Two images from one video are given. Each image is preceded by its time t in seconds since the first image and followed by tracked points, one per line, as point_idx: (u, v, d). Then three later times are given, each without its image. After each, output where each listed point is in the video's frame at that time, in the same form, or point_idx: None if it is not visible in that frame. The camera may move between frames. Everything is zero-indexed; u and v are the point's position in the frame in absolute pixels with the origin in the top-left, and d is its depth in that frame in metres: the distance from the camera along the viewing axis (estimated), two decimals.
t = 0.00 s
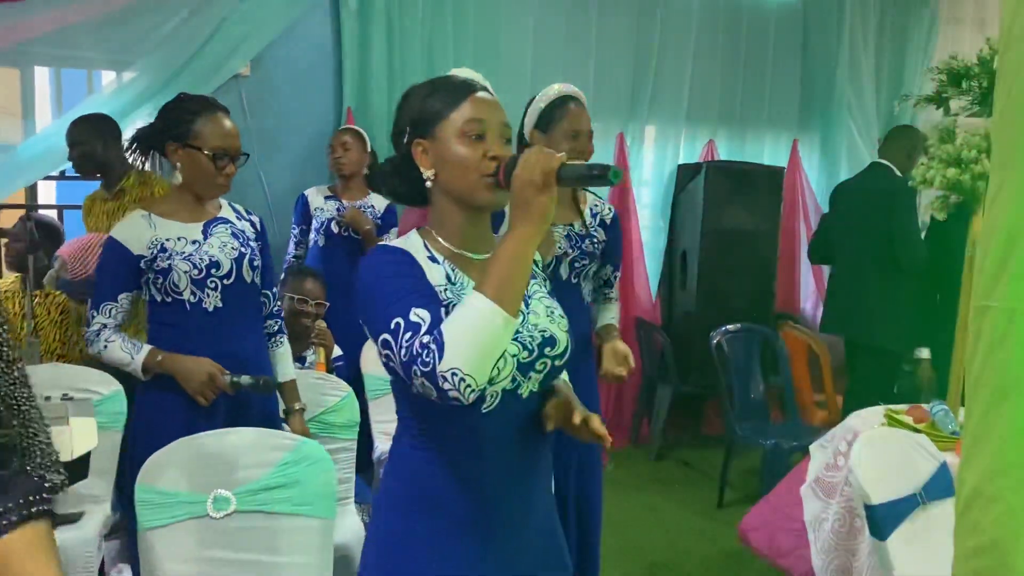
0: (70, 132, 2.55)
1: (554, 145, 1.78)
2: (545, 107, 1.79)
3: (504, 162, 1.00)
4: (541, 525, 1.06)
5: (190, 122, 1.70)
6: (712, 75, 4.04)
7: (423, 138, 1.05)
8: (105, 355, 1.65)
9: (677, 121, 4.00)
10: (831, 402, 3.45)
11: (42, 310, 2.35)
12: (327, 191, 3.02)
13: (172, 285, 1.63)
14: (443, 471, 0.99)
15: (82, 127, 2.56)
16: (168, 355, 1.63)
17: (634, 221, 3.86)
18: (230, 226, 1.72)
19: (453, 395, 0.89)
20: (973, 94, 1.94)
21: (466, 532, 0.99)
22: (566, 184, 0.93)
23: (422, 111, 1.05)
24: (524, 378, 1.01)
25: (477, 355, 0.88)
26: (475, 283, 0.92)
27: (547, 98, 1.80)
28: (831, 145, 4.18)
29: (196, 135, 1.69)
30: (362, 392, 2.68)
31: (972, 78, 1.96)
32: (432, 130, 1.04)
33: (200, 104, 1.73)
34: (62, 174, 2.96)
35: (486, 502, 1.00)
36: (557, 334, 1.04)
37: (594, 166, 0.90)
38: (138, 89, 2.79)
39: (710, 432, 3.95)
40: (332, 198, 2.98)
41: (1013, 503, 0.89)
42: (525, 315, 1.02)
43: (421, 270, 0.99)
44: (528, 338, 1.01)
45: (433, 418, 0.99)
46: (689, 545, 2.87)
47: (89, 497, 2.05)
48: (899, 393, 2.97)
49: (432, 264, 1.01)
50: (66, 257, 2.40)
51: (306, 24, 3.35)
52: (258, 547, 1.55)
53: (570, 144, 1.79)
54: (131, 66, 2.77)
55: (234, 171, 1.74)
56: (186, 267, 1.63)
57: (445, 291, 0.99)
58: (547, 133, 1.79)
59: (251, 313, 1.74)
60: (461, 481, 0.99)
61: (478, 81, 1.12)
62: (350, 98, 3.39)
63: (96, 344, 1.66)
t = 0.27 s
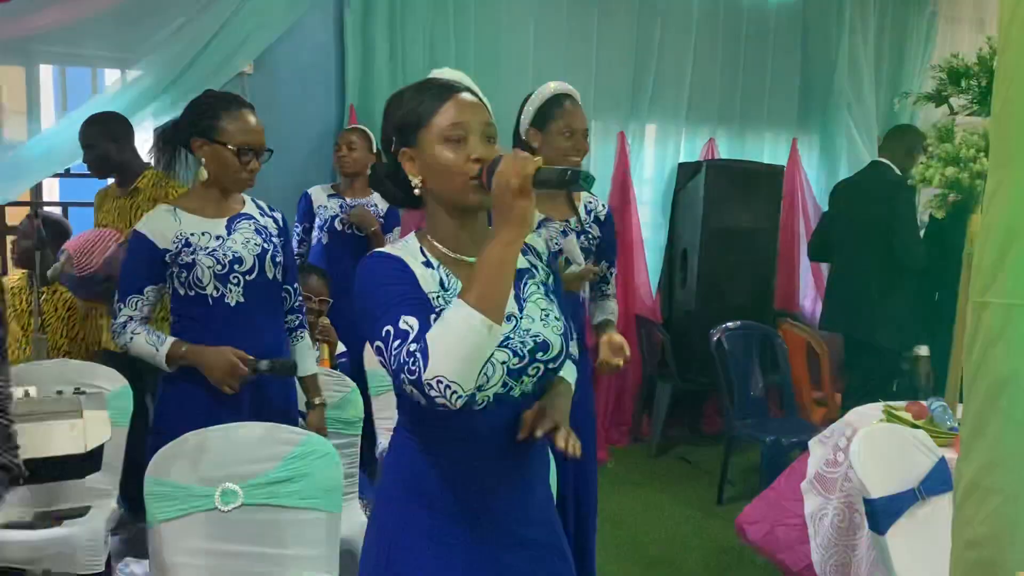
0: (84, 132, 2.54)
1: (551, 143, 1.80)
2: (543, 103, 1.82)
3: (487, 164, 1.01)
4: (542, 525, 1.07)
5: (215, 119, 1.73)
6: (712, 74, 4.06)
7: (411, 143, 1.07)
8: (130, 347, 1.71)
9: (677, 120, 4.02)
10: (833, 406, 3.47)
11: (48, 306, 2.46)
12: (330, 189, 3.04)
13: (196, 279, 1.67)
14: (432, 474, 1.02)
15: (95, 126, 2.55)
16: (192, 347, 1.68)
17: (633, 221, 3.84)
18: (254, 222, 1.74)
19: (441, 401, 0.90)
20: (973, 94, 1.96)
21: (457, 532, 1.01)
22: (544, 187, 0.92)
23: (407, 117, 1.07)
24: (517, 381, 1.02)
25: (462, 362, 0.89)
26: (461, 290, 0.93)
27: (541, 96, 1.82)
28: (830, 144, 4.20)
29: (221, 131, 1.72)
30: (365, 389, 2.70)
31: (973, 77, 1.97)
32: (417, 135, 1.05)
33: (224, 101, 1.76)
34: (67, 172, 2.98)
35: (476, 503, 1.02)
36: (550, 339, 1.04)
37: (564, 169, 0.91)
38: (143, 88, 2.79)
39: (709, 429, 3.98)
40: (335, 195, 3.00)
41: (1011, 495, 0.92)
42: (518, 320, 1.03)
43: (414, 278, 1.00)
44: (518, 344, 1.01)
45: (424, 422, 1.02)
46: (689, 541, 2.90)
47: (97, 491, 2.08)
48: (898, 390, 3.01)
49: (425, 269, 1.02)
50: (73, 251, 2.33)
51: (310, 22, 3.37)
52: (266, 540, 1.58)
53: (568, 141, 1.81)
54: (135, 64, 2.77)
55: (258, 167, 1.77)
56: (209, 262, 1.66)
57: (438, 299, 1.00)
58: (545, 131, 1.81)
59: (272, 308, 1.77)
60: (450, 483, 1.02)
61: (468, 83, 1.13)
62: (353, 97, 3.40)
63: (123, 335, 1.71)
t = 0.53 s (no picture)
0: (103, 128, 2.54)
1: (531, 140, 1.81)
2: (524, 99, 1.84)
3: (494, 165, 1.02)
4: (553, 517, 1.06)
5: (239, 121, 1.77)
6: (708, 74, 4.08)
7: (422, 147, 1.08)
8: (148, 338, 1.73)
9: (674, 120, 4.04)
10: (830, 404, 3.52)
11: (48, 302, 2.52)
12: (326, 188, 3.04)
13: (212, 278, 1.72)
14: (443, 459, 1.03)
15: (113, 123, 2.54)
16: (209, 342, 1.72)
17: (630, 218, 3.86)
18: (273, 223, 1.79)
19: (441, 392, 0.91)
20: (964, 95, 1.98)
21: (466, 518, 1.02)
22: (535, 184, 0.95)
23: (419, 121, 1.09)
24: (528, 374, 1.03)
25: (462, 352, 0.90)
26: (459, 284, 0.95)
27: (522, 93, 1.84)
28: (826, 144, 4.21)
29: (244, 132, 1.76)
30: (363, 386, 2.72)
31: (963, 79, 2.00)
32: (428, 138, 1.07)
33: (250, 103, 1.80)
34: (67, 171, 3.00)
35: (485, 491, 1.03)
36: (562, 333, 1.05)
37: (547, 167, 0.94)
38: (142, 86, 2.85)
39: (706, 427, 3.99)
40: (332, 194, 3.01)
41: (997, 490, 0.93)
42: (529, 313, 1.04)
43: (424, 277, 1.03)
44: (528, 335, 1.03)
45: (437, 409, 1.04)
46: (684, 538, 2.92)
47: (96, 487, 2.10)
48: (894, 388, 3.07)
49: (437, 267, 1.05)
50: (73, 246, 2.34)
51: (309, 22, 3.39)
52: (263, 535, 1.59)
53: (548, 138, 1.82)
54: (135, 63, 2.80)
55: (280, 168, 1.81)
56: (225, 262, 1.70)
57: (446, 294, 1.02)
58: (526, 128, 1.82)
59: (286, 308, 1.82)
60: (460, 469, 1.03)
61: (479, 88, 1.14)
62: (351, 96, 3.42)
63: (141, 327, 1.74)
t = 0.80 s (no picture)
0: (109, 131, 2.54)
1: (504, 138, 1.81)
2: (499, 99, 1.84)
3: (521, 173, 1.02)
4: (563, 512, 1.08)
5: (258, 129, 1.77)
6: (704, 76, 4.09)
7: (458, 150, 1.09)
8: (166, 336, 1.74)
9: (669, 121, 4.06)
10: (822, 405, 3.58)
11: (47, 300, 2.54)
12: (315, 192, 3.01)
13: (216, 280, 1.73)
14: (467, 447, 1.05)
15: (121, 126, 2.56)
16: (218, 341, 1.72)
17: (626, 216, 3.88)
18: (283, 231, 1.78)
19: (459, 384, 0.96)
20: (954, 98, 2.00)
21: (488, 507, 1.04)
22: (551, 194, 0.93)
23: (457, 122, 1.09)
24: (544, 373, 1.03)
25: (477, 350, 0.93)
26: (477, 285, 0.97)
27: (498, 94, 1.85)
28: (821, 145, 4.23)
29: (264, 142, 1.76)
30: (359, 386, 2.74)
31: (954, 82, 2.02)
32: (463, 141, 1.08)
33: (271, 112, 1.81)
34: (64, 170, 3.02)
35: (506, 481, 1.04)
36: (579, 337, 1.06)
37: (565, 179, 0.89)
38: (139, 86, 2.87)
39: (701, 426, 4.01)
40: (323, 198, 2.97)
41: (978, 493, 0.92)
42: (549, 316, 1.05)
43: (448, 273, 1.04)
44: (546, 337, 1.03)
45: (460, 400, 1.05)
46: (677, 537, 2.93)
47: (92, 485, 2.12)
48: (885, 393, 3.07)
49: (462, 265, 1.06)
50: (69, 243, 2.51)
51: (306, 23, 3.40)
52: (258, 533, 1.61)
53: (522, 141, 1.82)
54: (133, 64, 2.83)
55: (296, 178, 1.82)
56: (229, 267, 1.71)
57: (471, 291, 1.03)
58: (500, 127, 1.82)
59: (295, 313, 1.81)
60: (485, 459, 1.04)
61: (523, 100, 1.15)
62: (349, 97, 3.44)
63: (159, 327, 1.75)
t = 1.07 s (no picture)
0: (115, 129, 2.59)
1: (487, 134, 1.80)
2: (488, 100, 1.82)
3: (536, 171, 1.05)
4: (571, 495, 1.11)
5: (265, 127, 1.81)
6: (703, 76, 4.11)
7: (471, 147, 1.12)
8: (167, 332, 1.78)
9: (668, 122, 4.07)
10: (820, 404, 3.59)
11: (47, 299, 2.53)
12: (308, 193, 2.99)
13: (220, 277, 1.75)
14: (480, 438, 1.06)
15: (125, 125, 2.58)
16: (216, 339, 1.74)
17: (624, 217, 3.89)
18: (290, 229, 1.78)
19: (478, 374, 0.96)
20: (952, 99, 2.01)
21: (503, 496, 1.05)
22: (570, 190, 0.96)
23: (473, 119, 1.12)
24: (554, 361, 1.06)
25: (496, 338, 0.94)
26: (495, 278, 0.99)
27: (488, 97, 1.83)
28: (819, 146, 4.24)
29: (269, 140, 1.79)
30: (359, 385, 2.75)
31: (952, 83, 2.04)
32: (478, 138, 1.10)
33: (278, 112, 1.84)
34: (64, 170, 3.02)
35: (521, 469, 1.06)
36: (586, 324, 1.09)
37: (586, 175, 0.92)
38: (138, 87, 2.85)
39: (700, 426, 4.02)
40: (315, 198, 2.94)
41: (973, 488, 0.94)
42: (558, 305, 1.07)
43: (463, 265, 1.06)
44: (557, 325, 1.06)
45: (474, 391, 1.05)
46: (675, 536, 2.94)
47: (93, 484, 2.12)
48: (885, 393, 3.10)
49: (474, 258, 1.08)
50: (69, 243, 2.49)
51: (307, 23, 3.41)
52: (259, 530, 1.62)
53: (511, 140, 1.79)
54: (133, 65, 2.83)
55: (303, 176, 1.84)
56: (233, 262, 1.72)
57: (484, 283, 1.05)
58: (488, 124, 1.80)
59: (300, 311, 1.82)
60: (499, 449, 1.05)
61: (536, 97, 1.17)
62: (348, 97, 3.45)
63: (159, 322, 1.78)
